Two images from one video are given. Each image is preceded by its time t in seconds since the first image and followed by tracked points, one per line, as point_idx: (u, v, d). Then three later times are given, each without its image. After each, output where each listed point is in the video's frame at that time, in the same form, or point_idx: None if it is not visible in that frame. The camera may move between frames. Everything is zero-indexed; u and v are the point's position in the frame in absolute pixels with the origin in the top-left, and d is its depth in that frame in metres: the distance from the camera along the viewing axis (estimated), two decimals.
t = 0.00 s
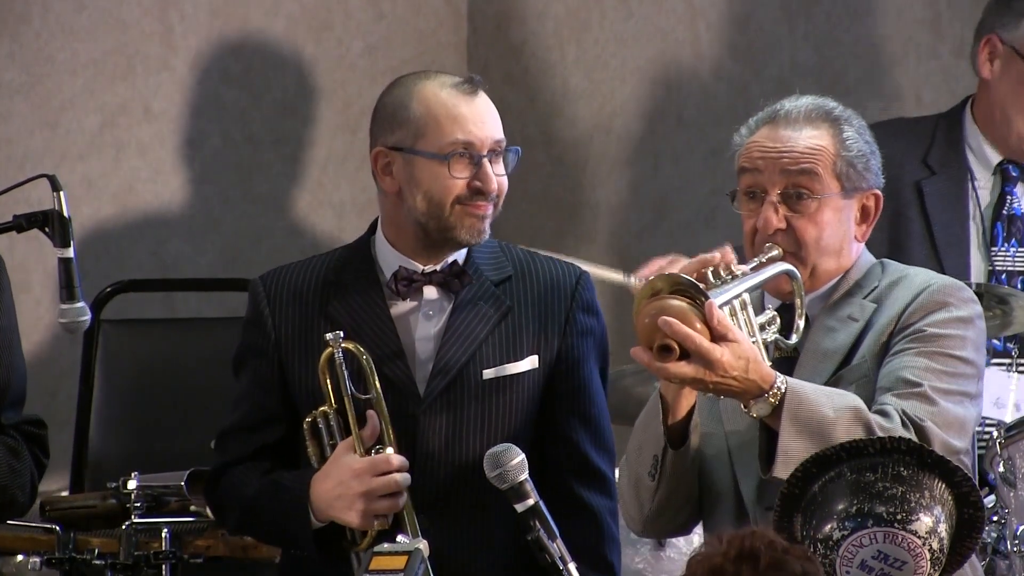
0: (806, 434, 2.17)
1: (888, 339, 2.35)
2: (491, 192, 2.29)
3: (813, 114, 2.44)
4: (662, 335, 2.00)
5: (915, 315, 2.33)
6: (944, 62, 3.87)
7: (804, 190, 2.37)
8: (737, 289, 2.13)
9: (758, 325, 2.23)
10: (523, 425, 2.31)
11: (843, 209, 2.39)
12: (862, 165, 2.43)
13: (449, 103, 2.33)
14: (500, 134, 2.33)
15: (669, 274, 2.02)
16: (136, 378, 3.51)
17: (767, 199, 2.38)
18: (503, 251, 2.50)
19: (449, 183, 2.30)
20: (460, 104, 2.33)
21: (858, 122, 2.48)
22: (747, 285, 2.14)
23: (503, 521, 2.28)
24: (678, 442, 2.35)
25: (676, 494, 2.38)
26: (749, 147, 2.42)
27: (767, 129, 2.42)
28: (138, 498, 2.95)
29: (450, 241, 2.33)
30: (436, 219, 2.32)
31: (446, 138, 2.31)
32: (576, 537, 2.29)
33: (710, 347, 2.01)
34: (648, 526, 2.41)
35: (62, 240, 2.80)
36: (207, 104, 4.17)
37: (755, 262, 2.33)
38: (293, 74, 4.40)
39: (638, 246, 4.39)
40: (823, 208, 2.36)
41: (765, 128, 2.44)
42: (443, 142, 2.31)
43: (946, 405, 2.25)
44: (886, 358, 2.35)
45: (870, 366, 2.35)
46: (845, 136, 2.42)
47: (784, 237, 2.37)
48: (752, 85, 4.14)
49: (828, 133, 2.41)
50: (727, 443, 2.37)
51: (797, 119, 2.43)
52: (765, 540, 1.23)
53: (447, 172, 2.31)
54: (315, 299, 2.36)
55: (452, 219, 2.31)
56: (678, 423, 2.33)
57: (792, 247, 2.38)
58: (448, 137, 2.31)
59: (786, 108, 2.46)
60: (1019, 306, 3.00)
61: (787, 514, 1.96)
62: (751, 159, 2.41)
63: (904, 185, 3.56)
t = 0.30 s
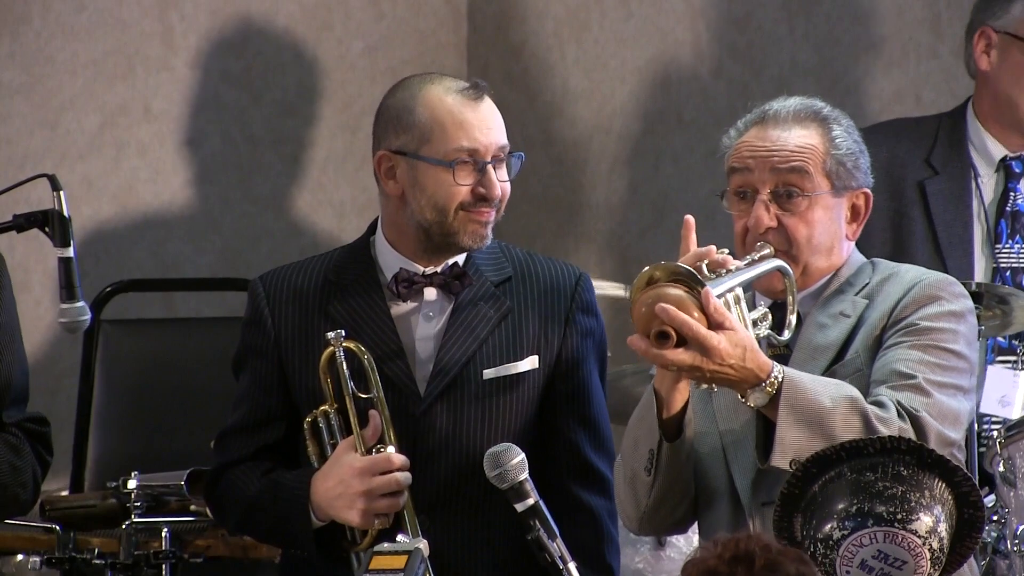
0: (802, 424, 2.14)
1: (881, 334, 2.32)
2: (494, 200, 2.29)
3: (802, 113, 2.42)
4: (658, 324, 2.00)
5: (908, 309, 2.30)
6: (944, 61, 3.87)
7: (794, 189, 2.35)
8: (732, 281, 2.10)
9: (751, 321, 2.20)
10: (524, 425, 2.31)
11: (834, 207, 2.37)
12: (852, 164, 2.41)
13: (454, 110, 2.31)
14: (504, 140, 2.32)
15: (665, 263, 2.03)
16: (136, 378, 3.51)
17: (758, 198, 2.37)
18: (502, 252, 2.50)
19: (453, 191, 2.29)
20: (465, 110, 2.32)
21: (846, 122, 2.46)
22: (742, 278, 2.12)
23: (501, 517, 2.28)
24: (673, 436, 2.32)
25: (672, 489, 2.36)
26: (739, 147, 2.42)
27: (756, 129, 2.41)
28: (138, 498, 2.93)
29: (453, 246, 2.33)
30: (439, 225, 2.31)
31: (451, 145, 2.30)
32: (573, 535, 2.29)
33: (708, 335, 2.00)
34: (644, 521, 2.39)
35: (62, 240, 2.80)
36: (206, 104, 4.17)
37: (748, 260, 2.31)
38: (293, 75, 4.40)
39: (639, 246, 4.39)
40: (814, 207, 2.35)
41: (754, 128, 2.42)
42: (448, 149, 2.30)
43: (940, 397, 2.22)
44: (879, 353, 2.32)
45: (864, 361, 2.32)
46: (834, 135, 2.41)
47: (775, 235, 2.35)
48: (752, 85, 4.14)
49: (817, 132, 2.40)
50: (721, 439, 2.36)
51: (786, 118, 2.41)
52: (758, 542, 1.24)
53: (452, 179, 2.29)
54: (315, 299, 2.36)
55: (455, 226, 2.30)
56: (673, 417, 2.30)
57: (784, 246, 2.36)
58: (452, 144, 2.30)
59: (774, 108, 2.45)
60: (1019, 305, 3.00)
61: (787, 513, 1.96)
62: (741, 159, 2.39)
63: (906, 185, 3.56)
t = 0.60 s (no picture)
0: (802, 418, 2.13)
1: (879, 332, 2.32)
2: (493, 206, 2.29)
3: (799, 113, 2.42)
4: (660, 318, 1.99)
5: (905, 307, 2.30)
6: (944, 61, 3.87)
7: (792, 188, 2.35)
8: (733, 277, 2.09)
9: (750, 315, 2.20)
10: (523, 423, 2.31)
11: (831, 206, 2.37)
12: (849, 163, 2.41)
13: (456, 113, 2.31)
14: (504, 146, 2.32)
15: (669, 257, 2.02)
16: (136, 378, 3.51)
17: (756, 198, 2.36)
18: (500, 251, 2.50)
19: (453, 195, 2.29)
20: (466, 114, 2.32)
21: (843, 122, 2.47)
22: (740, 274, 2.10)
23: (500, 517, 2.27)
24: (673, 432, 2.32)
25: (671, 486, 2.36)
26: (737, 148, 2.42)
27: (754, 130, 2.41)
28: (138, 498, 2.95)
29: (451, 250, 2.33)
30: (438, 227, 2.31)
31: (451, 150, 2.29)
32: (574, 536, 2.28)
33: (709, 328, 2.00)
34: (642, 519, 2.39)
35: (62, 240, 2.80)
36: (206, 104, 4.17)
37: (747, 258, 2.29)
38: (293, 75, 4.40)
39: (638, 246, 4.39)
40: (812, 206, 2.34)
41: (751, 129, 2.42)
42: (449, 153, 2.29)
43: (939, 394, 2.22)
44: (877, 351, 2.31)
45: (861, 359, 2.32)
46: (831, 136, 2.41)
47: (773, 234, 2.35)
48: (752, 85, 4.14)
49: (814, 132, 2.40)
50: (718, 437, 2.36)
51: (783, 118, 2.42)
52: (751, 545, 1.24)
53: (452, 183, 2.29)
54: (313, 299, 2.36)
55: (454, 231, 2.30)
56: (672, 414, 2.29)
57: (781, 245, 2.36)
58: (453, 148, 2.29)
59: (772, 108, 2.45)
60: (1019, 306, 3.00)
61: (787, 513, 1.96)
62: (738, 158, 2.39)
63: (907, 188, 3.55)
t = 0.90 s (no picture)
0: (805, 414, 2.13)
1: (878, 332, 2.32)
2: (498, 203, 2.29)
3: (795, 115, 2.43)
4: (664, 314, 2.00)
5: (905, 306, 2.30)
6: (944, 61, 3.86)
7: (789, 189, 2.35)
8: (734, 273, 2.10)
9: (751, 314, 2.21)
10: (520, 421, 2.31)
11: (828, 206, 2.37)
12: (845, 164, 2.41)
13: (458, 112, 2.31)
14: (506, 145, 2.32)
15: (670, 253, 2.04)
16: (136, 378, 3.51)
17: (754, 199, 2.37)
18: (498, 249, 2.50)
19: (457, 193, 2.28)
20: (468, 114, 2.32)
21: (838, 124, 2.47)
22: (740, 272, 2.11)
23: (498, 517, 2.27)
24: (676, 431, 2.31)
25: (673, 488, 2.35)
26: (733, 150, 2.42)
27: (750, 132, 2.41)
28: (138, 498, 2.93)
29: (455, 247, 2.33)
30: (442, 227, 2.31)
31: (455, 148, 2.29)
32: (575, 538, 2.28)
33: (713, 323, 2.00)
34: (646, 520, 2.38)
35: (62, 240, 2.80)
36: (206, 104, 4.17)
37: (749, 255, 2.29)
38: (293, 75, 4.39)
39: (638, 246, 4.39)
40: (810, 207, 2.35)
41: (747, 131, 2.42)
42: (452, 152, 2.29)
43: (941, 392, 2.22)
44: (877, 350, 2.31)
45: (862, 358, 2.32)
46: (827, 136, 2.41)
47: (772, 235, 2.35)
48: (752, 85, 4.14)
49: (810, 133, 2.40)
50: (720, 439, 2.36)
51: (779, 120, 2.42)
52: (738, 547, 1.21)
53: (457, 182, 2.29)
54: (309, 298, 2.36)
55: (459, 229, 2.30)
56: (675, 414, 2.29)
57: (780, 246, 2.36)
58: (457, 146, 2.29)
59: (767, 110, 2.45)
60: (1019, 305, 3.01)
61: (787, 513, 1.97)
62: (735, 160, 2.40)
63: (909, 188, 3.56)
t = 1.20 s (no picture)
0: (804, 413, 2.12)
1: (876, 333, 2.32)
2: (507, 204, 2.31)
3: (793, 118, 2.43)
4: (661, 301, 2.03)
5: (904, 307, 2.30)
6: (944, 61, 3.87)
7: (788, 190, 2.35)
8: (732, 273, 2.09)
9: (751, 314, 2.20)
10: (520, 421, 2.31)
11: (827, 208, 2.37)
12: (844, 166, 2.41)
13: (466, 115, 2.32)
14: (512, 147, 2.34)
15: (671, 249, 2.05)
16: (136, 378, 3.51)
17: (753, 201, 2.37)
18: (498, 250, 2.50)
19: (468, 196, 2.29)
20: (474, 116, 2.32)
21: (836, 127, 2.47)
22: (738, 272, 2.11)
23: (498, 517, 2.27)
24: (675, 431, 2.30)
25: (672, 488, 2.35)
26: (732, 153, 2.42)
27: (749, 135, 2.41)
28: (138, 498, 2.94)
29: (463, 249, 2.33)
30: (451, 229, 2.31)
31: (465, 150, 2.29)
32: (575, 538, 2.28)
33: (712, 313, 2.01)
34: (646, 520, 2.38)
35: (62, 240, 2.80)
36: (207, 104, 4.17)
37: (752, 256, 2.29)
38: (293, 75, 4.39)
39: (638, 246, 4.39)
40: (809, 209, 2.35)
41: (746, 134, 2.43)
42: (463, 154, 2.29)
43: (938, 392, 2.22)
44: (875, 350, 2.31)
45: (860, 359, 2.31)
46: (825, 139, 2.41)
47: (772, 236, 2.35)
48: (752, 86, 4.14)
49: (809, 136, 2.40)
50: (718, 440, 2.37)
51: (777, 123, 2.42)
52: (739, 548, 1.21)
53: (467, 185, 2.29)
54: (310, 298, 2.36)
55: (469, 231, 2.31)
56: (674, 414, 2.28)
57: (780, 247, 2.36)
58: (466, 148, 2.30)
59: (765, 114, 2.45)
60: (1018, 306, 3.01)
61: (787, 514, 1.96)
62: (735, 163, 2.39)
63: (912, 190, 3.57)
